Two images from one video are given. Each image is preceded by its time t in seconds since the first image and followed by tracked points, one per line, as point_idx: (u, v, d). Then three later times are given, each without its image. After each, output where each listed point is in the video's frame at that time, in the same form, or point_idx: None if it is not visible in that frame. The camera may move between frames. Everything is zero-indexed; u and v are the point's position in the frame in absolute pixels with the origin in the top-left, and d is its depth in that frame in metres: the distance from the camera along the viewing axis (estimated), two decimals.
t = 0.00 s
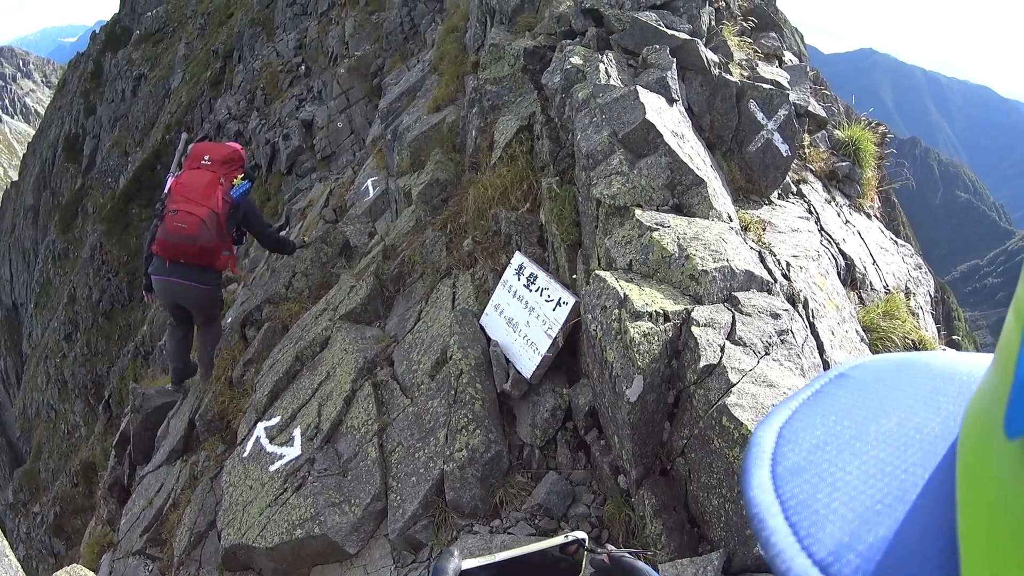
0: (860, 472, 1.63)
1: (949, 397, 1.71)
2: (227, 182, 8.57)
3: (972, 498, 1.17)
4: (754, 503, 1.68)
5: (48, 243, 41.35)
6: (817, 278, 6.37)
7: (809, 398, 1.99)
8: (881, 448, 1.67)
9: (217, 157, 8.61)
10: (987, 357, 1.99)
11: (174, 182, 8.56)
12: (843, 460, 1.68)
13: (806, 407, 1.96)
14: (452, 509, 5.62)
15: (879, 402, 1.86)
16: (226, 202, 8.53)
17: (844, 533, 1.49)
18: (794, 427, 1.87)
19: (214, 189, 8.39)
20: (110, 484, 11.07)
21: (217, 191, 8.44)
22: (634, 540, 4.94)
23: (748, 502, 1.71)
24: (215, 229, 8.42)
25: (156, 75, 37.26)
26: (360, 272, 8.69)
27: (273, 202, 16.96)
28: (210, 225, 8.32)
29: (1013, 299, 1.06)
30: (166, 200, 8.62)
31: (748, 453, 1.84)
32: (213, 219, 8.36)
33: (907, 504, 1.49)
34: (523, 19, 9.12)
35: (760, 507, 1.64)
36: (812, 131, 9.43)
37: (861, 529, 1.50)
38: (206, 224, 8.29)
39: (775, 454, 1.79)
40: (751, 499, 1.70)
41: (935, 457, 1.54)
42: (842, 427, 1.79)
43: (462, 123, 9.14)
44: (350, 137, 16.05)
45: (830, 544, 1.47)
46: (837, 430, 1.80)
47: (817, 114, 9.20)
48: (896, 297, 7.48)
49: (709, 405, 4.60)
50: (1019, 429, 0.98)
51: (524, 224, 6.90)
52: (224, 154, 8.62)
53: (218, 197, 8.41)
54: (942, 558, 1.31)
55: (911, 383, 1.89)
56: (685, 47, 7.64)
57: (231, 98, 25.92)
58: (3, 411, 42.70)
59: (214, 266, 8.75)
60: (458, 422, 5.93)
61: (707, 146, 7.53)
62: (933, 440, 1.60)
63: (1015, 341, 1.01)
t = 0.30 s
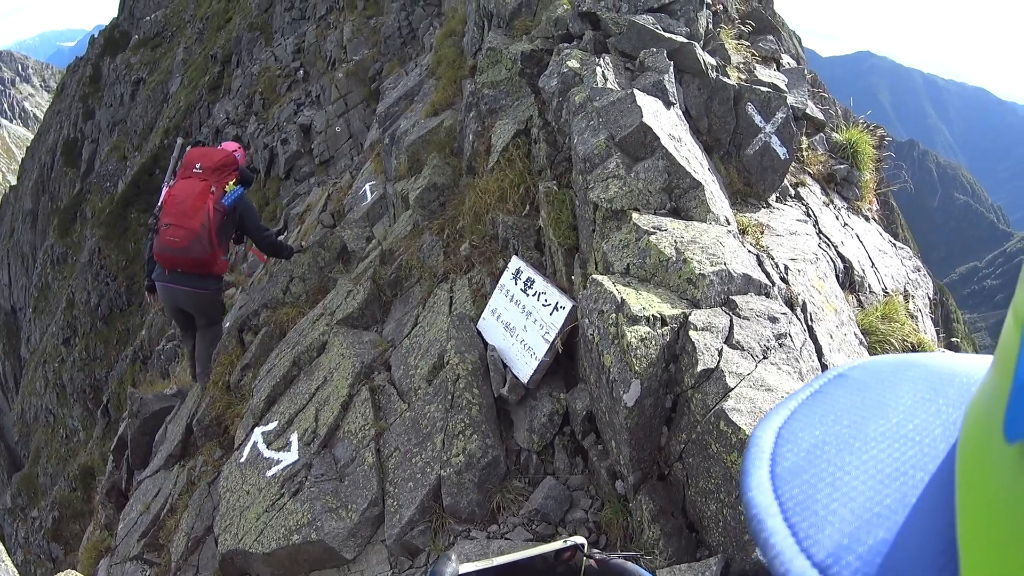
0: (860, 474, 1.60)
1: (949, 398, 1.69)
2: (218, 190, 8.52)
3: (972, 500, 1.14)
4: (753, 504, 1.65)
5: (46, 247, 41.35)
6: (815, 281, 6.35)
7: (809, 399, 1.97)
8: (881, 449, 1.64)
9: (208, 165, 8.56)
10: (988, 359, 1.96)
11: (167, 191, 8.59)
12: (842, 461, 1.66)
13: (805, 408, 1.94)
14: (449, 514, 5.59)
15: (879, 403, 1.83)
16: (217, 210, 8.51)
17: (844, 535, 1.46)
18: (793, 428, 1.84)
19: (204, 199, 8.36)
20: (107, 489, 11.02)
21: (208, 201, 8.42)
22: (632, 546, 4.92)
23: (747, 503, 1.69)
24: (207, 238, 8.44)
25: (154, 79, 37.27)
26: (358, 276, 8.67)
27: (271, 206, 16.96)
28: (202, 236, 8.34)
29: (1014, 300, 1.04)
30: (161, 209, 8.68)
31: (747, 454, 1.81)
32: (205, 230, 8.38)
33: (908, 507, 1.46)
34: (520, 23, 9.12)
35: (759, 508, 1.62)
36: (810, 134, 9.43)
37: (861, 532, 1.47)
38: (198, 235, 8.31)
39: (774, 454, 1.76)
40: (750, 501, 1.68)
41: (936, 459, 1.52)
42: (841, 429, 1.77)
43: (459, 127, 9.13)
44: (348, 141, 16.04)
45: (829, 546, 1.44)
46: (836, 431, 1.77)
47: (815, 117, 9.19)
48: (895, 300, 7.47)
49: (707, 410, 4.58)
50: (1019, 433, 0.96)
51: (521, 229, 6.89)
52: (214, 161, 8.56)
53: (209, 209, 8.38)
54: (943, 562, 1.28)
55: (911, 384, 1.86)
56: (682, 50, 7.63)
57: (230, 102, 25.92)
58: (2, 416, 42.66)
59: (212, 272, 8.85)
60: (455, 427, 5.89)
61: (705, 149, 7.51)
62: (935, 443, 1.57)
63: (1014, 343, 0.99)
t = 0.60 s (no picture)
0: (859, 483, 1.58)
1: (949, 407, 1.66)
2: (207, 205, 8.67)
3: (970, 502, 1.12)
4: (751, 513, 1.62)
5: (47, 249, 41.35)
6: (816, 283, 6.32)
7: (807, 407, 1.94)
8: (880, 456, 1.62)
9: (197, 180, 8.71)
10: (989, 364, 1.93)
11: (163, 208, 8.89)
12: (841, 470, 1.63)
13: (803, 416, 1.90)
14: (450, 518, 5.56)
15: (879, 411, 1.80)
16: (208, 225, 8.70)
17: (841, 544, 1.43)
18: (791, 436, 1.81)
19: (193, 216, 8.59)
20: (107, 493, 10.99)
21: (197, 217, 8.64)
22: (633, 550, 4.88)
23: (745, 513, 1.66)
24: (200, 253, 8.74)
25: (155, 81, 37.28)
26: (358, 278, 8.65)
27: (272, 209, 16.97)
28: (194, 252, 8.64)
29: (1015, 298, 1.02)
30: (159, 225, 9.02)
31: (745, 463, 1.78)
32: (197, 246, 8.67)
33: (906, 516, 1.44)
34: (520, 25, 9.10)
35: (757, 517, 1.59)
36: (810, 135, 9.40)
37: (859, 540, 1.44)
38: (189, 252, 8.62)
39: (772, 463, 1.73)
40: (748, 510, 1.65)
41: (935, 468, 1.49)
42: (840, 437, 1.74)
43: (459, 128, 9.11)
44: (348, 144, 16.04)
45: (828, 555, 1.41)
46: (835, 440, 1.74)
47: (815, 117, 9.16)
48: (896, 301, 7.44)
49: (708, 412, 4.55)
50: (1019, 433, 0.93)
51: (521, 230, 6.87)
52: (202, 176, 8.67)
53: (198, 225, 8.59)
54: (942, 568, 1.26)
55: (911, 391, 1.84)
56: (682, 51, 7.61)
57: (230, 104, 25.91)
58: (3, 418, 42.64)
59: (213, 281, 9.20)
60: (456, 430, 5.87)
61: (705, 150, 7.49)
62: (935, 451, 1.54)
63: (1013, 343, 0.97)
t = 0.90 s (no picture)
0: (859, 483, 1.57)
1: (949, 406, 1.66)
2: (205, 205, 8.77)
3: (971, 503, 1.12)
4: (751, 513, 1.60)
5: (47, 248, 41.35)
6: (819, 281, 6.31)
7: (807, 407, 1.92)
8: (880, 455, 1.61)
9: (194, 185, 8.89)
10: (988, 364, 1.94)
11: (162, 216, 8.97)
12: (841, 471, 1.62)
13: (803, 416, 1.89)
14: (452, 516, 5.55)
15: (879, 411, 1.79)
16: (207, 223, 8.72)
17: (843, 545, 1.43)
18: (792, 436, 1.80)
19: (192, 215, 8.65)
20: (108, 491, 10.98)
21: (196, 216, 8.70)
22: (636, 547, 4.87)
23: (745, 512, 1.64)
24: (201, 248, 8.67)
25: (155, 80, 37.29)
26: (359, 277, 8.64)
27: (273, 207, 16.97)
28: (195, 247, 8.58)
29: (1014, 298, 1.00)
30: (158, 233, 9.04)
31: (745, 463, 1.76)
32: (198, 242, 8.62)
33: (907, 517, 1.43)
34: (522, 22, 9.09)
35: (758, 517, 1.57)
36: (812, 133, 9.39)
37: (861, 542, 1.44)
38: (190, 247, 8.56)
39: (773, 463, 1.72)
40: (749, 510, 1.63)
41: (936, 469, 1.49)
42: (840, 438, 1.73)
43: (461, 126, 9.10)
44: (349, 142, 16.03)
45: (829, 556, 1.40)
46: (835, 440, 1.73)
47: (816, 116, 9.14)
48: (898, 299, 7.43)
49: (711, 410, 4.54)
50: (1019, 437, 0.92)
51: (523, 228, 6.86)
52: (199, 181, 8.87)
53: (198, 222, 8.62)
54: (943, 569, 1.26)
55: (911, 392, 1.83)
56: (684, 48, 7.61)
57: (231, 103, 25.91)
58: (3, 418, 42.64)
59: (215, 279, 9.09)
60: (457, 428, 5.85)
61: (707, 148, 7.48)
62: (935, 452, 1.54)
63: (1012, 343, 0.95)
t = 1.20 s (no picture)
0: (859, 486, 1.58)
1: (948, 408, 1.67)
2: (213, 183, 8.76)
3: (972, 504, 1.12)
4: (754, 520, 1.61)
5: (50, 242, 41.38)
6: (821, 278, 6.32)
7: (808, 412, 1.94)
8: (881, 458, 1.63)
9: (204, 161, 8.88)
10: (985, 366, 1.95)
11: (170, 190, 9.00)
12: (842, 475, 1.63)
13: (804, 422, 1.91)
14: (452, 509, 5.56)
15: (879, 416, 1.81)
16: (213, 201, 8.73)
17: (844, 548, 1.44)
18: (793, 442, 1.81)
19: (200, 192, 8.66)
20: (108, 484, 11.01)
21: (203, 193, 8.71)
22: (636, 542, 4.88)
23: (748, 519, 1.65)
24: (206, 226, 8.72)
25: (159, 74, 37.28)
26: (362, 270, 8.64)
27: (276, 202, 17.01)
28: (200, 223, 8.64)
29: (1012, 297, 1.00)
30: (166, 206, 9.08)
31: (747, 470, 1.78)
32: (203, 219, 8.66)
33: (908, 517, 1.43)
34: (526, 18, 9.08)
35: (760, 524, 1.58)
36: (815, 132, 9.38)
37: (862, 544, 1.44)
38: (195, 224, 8.61)
39: (775, 469, 1.73)
40: (751, 517, 1.64)
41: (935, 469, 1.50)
42: (841, 442, 1.75)
43: (465, 122, 9.11)
44: (353, 137, 16.02)
45: (831, 559, 1.41)
46: (836, 445, 1.74)
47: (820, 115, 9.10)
48: (900, 299, 7.42)
49: (712, 404, 4.55)
50: (1019, 436, 0.91)
51: (526, 223, 6.86)
52: (208, 157, 8.85)
53: (204, 199, 8.64)
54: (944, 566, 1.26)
55: (911, 395, 1.84)
56: (688, 44, 7.61)
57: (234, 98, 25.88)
58: (4, 411, 42.72)
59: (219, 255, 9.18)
60: (459, 421, 5.86)
61: (711, 145, 7.48)
62: (936, 452, 1.55)
63: (1011, 341, 0.94)
